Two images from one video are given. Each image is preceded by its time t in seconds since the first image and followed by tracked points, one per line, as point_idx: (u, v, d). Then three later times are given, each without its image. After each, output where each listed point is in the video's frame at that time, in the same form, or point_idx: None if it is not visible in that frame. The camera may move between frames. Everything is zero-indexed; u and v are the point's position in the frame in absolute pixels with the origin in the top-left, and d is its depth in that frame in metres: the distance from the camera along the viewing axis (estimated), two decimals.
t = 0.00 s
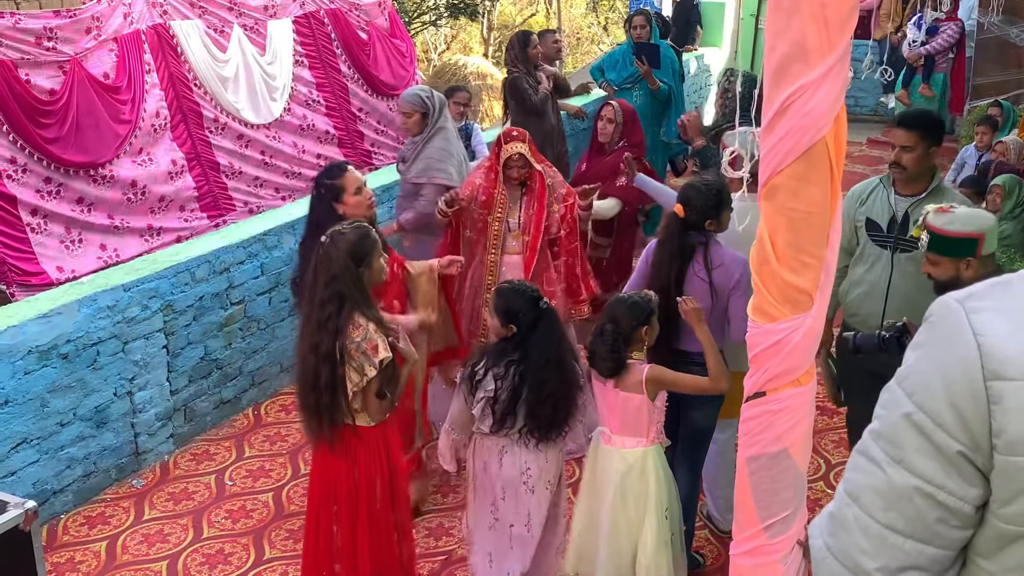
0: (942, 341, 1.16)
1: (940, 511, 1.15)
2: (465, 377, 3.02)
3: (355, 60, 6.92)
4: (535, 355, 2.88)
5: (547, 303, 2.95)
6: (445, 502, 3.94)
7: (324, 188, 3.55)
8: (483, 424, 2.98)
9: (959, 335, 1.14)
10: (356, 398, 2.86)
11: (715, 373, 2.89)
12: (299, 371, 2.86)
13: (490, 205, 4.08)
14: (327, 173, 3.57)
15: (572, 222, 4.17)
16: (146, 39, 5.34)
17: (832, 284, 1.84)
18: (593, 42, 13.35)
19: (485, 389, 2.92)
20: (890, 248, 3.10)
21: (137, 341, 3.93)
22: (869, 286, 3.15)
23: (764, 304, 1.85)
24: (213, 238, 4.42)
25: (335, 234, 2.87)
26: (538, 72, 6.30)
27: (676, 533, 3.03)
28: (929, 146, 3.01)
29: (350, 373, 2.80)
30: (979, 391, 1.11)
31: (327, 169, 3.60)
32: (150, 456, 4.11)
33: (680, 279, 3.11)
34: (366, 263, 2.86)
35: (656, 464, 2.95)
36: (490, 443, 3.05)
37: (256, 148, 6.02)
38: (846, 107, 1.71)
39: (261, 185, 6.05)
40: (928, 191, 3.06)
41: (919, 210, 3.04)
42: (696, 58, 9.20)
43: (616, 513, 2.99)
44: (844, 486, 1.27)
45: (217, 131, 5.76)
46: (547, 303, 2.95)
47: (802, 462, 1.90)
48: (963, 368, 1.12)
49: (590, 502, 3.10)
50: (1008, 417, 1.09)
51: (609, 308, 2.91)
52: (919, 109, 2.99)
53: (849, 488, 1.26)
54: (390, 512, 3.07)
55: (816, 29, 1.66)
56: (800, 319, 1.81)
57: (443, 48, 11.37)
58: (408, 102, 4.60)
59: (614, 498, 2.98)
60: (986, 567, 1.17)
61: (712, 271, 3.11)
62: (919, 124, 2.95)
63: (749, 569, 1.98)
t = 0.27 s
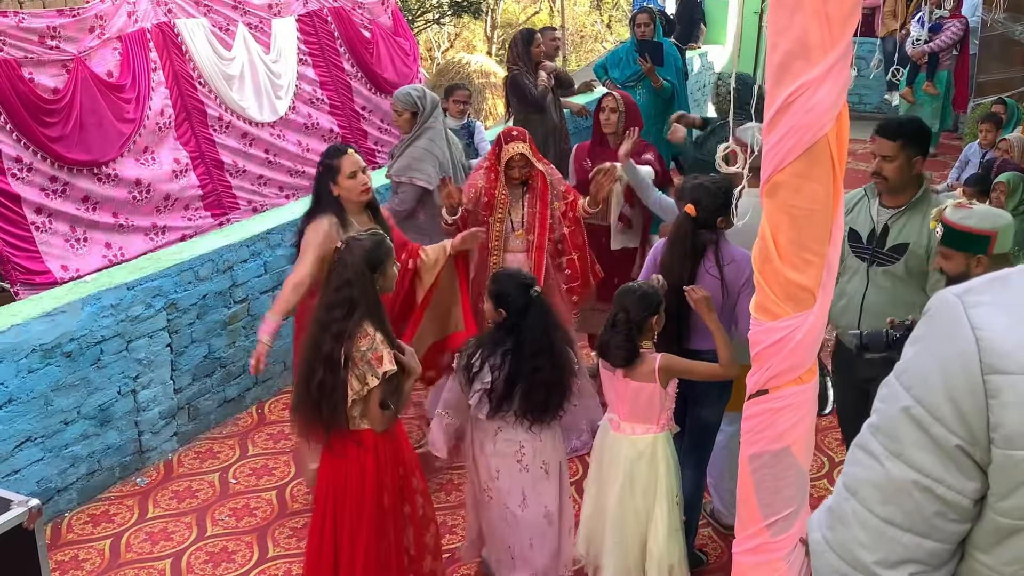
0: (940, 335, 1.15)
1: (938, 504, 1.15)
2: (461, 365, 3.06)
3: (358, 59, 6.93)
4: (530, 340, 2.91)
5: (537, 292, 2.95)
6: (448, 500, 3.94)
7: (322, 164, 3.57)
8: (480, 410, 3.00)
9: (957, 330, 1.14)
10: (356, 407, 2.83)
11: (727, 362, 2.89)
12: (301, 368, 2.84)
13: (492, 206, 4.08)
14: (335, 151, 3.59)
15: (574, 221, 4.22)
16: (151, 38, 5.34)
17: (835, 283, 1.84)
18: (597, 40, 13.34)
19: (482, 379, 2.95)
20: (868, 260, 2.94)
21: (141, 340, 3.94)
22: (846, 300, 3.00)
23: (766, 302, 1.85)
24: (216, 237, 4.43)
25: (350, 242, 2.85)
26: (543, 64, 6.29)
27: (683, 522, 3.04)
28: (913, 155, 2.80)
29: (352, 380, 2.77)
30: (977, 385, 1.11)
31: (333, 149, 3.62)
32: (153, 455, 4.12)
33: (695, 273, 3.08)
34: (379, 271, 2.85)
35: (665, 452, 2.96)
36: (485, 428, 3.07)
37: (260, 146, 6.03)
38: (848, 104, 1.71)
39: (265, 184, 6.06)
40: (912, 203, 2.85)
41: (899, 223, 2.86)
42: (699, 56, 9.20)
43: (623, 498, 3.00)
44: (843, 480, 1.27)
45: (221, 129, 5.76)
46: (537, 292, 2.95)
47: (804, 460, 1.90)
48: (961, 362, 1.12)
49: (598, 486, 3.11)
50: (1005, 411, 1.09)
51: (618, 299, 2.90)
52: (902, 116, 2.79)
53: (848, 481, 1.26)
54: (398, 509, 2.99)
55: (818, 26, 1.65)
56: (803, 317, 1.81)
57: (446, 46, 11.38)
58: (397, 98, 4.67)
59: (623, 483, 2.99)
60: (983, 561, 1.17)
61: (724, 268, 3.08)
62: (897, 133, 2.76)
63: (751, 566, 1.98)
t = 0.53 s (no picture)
0: (935, 330, 1.15)
1: (932, 499, 1.15)
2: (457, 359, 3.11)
3: (361, 57, 6.94)
4: (513, 331, 2.95)
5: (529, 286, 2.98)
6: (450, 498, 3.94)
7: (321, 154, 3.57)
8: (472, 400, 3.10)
9: (952, 324, 1.14)
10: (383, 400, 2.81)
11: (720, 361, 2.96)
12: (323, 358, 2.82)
13: (491, 205, 4.07)
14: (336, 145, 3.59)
15: (571, 218, 4.23)
16: (156, 36, 5.35)
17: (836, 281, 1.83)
18: (599, 38, 13.31)
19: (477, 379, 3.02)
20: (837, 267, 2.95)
21: (143, 337, 3.95)
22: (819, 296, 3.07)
23: (766, 299, 1.85)
24: (218, 235, 4.43)
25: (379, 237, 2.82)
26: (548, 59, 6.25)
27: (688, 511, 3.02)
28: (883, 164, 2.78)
29: (379, 372, 2.73)
30: (972, 379, 1.11)
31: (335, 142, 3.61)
32: (155, 452, 4.13)
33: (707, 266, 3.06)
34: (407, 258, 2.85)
35: (670, 439, 2.97)
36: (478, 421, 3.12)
37: (263, 144, 6.03)
38: (849, 102, 1.71)
39: (268, 181, 6.06)
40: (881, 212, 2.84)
41: (867, 232, 2.86)
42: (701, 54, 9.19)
43: (626, 487, 2.97)
44: (838, 474, 1.27)
45: (224, 127, 5.76)
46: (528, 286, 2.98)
47: (804, 458, 1.90)
48: (955, 357, 1.12)
49: (599, 477, 3.08)
50: (999, 407, 1.09)
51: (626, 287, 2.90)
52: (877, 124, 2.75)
53: (843, 475, 1.26)
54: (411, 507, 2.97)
55: (819, 24, 1.65)
56: (804, 315, 1.80)
57: (448, 44, 11.37)
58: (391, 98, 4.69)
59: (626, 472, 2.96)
60: (978, 555, 1.17)
61: (729, 261, 3.09)
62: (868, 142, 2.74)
63: (751, 564, 1.98)
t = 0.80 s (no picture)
0: (935, 327, 1.15)
1: (930, 495, 1.15)
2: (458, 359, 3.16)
3: (364, 57, 6.95)
4: (518, 334, 2.97)
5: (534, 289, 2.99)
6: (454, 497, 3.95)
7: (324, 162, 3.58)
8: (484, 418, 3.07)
9: (950, 321, 1.14)
10: (405, 402, 2.78)
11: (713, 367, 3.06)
12: (341, 362, 2.76)
13: (493, 205, 4.09)
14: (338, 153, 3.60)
15: (574, 220, 4.20)
16: (160, 35, 5.36)
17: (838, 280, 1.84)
18: (601, 38, 13.30)
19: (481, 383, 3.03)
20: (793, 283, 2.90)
21: (147, 337, 3.96)
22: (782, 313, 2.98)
23: (768, 298, 1.85)
24: (221, 234, 4.44)
25: (388, 240, 2.71)
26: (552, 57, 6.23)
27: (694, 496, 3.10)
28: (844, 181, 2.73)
29: (397, 370, 2.72)
30: (970, 376, 1.11)
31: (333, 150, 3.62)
32: (159, 451, 4.13)
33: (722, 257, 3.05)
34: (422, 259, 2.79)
35: (673, 428, 3.04)
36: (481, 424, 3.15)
37: (267, 144, 6.04)
38: (850, 101, 1.71)
39: (272, 181, 6.06)
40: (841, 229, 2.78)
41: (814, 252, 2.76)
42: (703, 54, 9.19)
43: (640, 475, 3.00)
44: (838, 471, 1.27)
45: (229, 127, 5.77)
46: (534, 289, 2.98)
47: (806, 456, 1.90)
48: (956, 355, 1.12)
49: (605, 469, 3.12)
50: (998, 403, 1.09)
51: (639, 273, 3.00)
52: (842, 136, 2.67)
53: (843, 472, 1.25)
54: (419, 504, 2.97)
55: (820, 22, 1.65)
56: (805, 314, 1.81)
57: (451, 44, 11.37)
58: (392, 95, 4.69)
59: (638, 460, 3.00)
60: (977, 551, 1.17)
61: (736, 255, 3.07)
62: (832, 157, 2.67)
63: (753, 563, 1.97)
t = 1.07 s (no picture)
0: (938, 326, 1.15)
1: (934, 493, 1.15)
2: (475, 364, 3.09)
3: (369, 57, 6.96)
4: (519, 324, 2.94)
5: (530, 277, 2.99)
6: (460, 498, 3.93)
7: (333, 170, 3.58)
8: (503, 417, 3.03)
9: (954, 319, 1.13)
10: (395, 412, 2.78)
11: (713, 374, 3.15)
12: (333, 375, 2.79)
13: (496, 205, 4.10)
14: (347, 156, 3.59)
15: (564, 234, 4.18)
16: (167, 35, 5.37)
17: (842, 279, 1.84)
18: (606, 38, 13.31)
19: (497, 381, 3.00)
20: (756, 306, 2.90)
21: (151, 337, 3.97)
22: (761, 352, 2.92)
23: (771, 297, 1.85)
24: (225, 234, 4.45)
25: (389, 249, 2.78)
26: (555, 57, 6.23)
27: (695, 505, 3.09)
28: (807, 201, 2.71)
29: (393, 381, 2.71)
30: (973, 374, 1.11)
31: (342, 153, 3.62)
32: (163, 451, 4.14)
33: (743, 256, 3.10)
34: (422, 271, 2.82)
35: (678, 437, 3.02)
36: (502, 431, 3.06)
37: (272, 144, 6.05)
38: (853, 101, 1.71)
39: (277, 181, 6.07)
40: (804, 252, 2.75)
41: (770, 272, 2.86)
42: (708, 54, 9.19)
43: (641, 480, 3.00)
44: (841, 469, 1.26)
45: (234, 127, 5.78)
46: (530, 277, 2.99)
47: (811, 457, 1.90)
48: (959, 354, 1.12)
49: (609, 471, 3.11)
50: (1002, 402, 1.09)
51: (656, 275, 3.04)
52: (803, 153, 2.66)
53: (846, 470, 1.25)
54: (422, 502, 2.94)
55: (824, 22, 1.65)
56: (809, 314, 1.81)
57: (455, 44, 11.38)
58: (398, 93, 4.70)
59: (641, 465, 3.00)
60: (980, 550, 1.16)
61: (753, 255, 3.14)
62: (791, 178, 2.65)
63: (757, 563, 1.97)
